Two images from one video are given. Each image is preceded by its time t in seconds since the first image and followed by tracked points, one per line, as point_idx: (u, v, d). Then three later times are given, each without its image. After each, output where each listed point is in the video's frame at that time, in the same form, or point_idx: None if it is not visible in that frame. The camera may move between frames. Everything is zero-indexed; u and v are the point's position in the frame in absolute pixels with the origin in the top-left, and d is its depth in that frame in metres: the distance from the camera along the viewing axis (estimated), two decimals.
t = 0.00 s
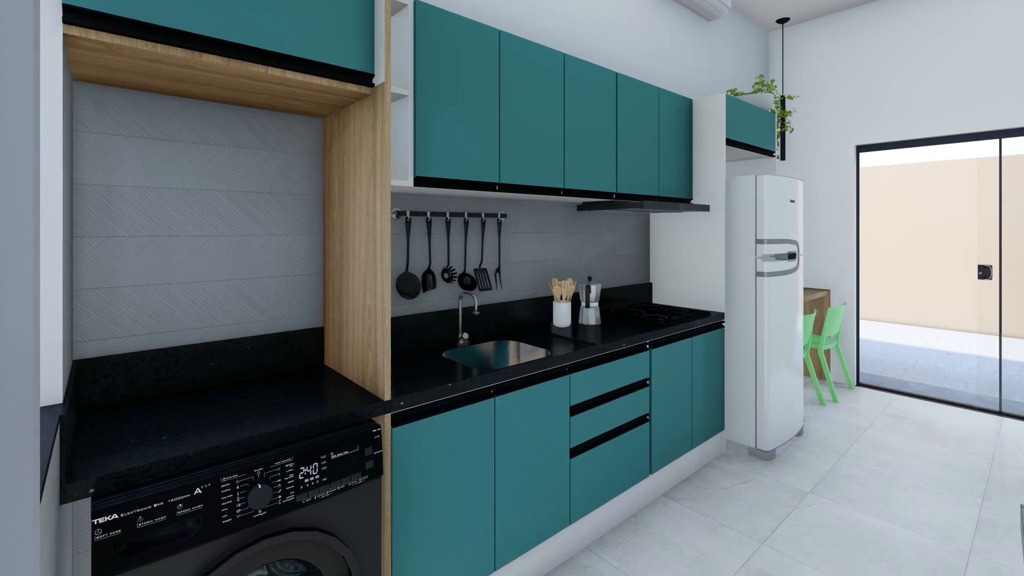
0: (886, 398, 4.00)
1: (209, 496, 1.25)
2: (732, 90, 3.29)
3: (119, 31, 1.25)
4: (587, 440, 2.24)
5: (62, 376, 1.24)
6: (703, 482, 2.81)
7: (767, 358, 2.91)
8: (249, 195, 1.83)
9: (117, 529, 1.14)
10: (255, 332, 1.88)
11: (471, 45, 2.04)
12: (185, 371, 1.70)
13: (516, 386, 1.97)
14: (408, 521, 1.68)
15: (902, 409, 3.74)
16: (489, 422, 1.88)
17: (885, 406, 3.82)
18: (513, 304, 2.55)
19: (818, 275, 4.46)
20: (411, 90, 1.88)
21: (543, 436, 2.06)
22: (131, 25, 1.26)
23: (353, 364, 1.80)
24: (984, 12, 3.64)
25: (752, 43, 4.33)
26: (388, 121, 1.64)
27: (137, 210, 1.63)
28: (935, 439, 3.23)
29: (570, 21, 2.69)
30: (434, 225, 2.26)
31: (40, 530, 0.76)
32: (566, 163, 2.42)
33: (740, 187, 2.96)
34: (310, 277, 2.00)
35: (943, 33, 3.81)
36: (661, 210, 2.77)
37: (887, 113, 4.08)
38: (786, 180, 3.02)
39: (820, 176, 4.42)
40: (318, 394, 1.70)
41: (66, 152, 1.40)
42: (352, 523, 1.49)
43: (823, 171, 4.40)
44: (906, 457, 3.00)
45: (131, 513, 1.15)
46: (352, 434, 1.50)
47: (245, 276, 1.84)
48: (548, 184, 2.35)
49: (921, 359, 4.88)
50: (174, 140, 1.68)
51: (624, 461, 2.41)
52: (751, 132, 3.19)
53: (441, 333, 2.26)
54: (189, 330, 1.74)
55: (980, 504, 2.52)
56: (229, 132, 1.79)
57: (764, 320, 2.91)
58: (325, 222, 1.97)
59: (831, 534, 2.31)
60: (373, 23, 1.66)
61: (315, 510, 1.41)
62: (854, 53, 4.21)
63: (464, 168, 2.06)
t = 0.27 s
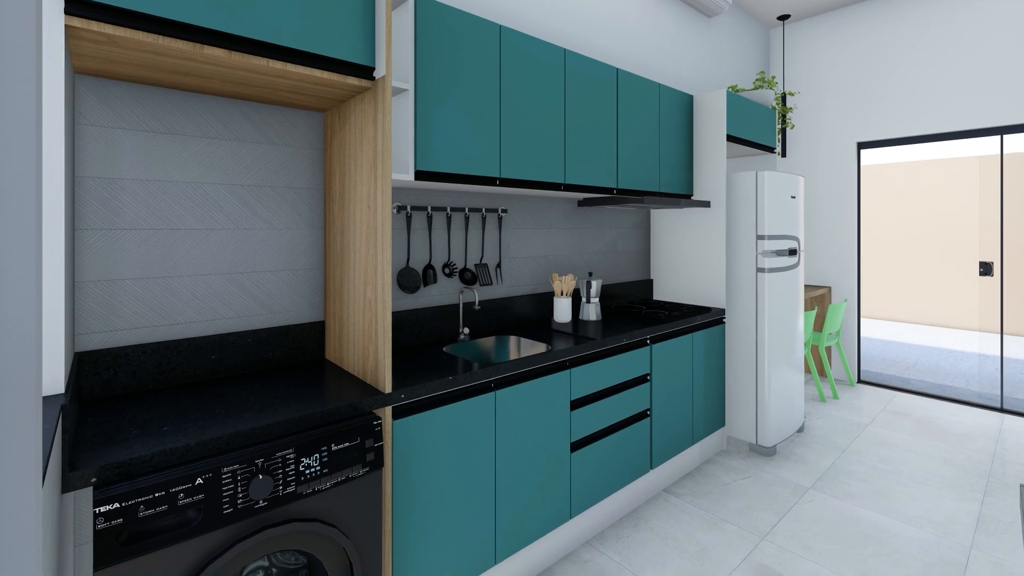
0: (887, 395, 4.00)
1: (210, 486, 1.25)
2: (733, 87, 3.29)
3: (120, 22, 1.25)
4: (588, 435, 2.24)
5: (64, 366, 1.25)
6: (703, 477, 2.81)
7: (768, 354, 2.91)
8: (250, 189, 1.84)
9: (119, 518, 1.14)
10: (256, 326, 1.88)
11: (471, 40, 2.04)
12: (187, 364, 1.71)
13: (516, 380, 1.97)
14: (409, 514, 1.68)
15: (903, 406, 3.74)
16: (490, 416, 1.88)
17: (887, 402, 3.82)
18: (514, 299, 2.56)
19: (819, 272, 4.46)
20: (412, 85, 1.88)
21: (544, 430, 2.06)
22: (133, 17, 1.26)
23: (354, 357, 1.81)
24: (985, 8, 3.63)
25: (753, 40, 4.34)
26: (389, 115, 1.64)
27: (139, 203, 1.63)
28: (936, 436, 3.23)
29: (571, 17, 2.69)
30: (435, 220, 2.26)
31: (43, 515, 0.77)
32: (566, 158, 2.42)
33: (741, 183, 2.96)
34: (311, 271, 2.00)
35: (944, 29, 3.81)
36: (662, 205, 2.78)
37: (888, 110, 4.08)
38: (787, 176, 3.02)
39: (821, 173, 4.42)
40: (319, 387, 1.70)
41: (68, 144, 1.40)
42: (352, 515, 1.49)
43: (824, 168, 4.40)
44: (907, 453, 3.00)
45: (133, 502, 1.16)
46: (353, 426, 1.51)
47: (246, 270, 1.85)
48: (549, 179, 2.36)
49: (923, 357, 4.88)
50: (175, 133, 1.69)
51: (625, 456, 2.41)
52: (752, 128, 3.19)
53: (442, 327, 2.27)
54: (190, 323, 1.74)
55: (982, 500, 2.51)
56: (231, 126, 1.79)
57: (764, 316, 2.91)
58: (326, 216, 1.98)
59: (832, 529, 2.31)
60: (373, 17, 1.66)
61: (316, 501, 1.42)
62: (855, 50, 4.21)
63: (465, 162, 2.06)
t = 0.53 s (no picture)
0: (888, 392, 4.00)
1: (211, 476, 1.25)
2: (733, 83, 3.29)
3: (122, 14, 1.25)
4: (588, 430, 2.25)
5: (65, 356, 1.25)
6: (704, 473, 2.81)
7: (768, 350, 2.91)
8: (251, 183, 1.84)
9: (121, 507, 1.14)
10: (258, 320, 1.88)
11: (472, 34, 2.04)
12: (188, 357, 1.71)
13: (517, 373, 1.97)
14: (411, 507, 1.68)
15: (904, 403, 3.73)
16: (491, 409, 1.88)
17: (887, 399, 3.82)
18: (514, 294, 2.56)
19: (820, 269, 4.46)
20: (412, 79, 1.88)
21: (545, 425, 2.06)
22: (134, 8, 1.26)
23: (354, 351, 1.81)
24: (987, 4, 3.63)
25: (754, 37, 4.34)
26: (390, 108, 1.64)
27: (140, 196, 1.64)
28: (938, 432, 3.22)
29: (572, 12, 2.69)
30: (436, 215, 2.26)
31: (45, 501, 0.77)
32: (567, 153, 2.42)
33: (742, 179, 2.96)
34: (312, 265, 2.01)
35: (945, 25, 3.80)
36: (662, 201, 2.77)
37: (889, 107, 4.07)
38: (788, 172, 3.01)
39: (821, 170, 4.41)
40: (320, 380, 1.71)
41: (69, 136, 1.41)
42: (353, 507, 1.49)
43: (825, 165, 4.39)
44: (908, 450, 3.00)
45: (134, 491, 1.16)
46: (354, 418, 1.51)
47: (247, 263, 1.85)
48: (549, 174, 2.36)
49: (923, 355, 4.87)
50: (176, 126, 1.69)
51: (625, 451, 2.42)
52: (753, 124, 3.19)
53: (442, 322, 2.27)
54: (191, 316, 1.74)
55: (983, 496, 2.51)
56: (232, 119, 1.79)
57: (765, 311, 2.91)
58: (326, 210, 1.98)
59: (833, 525, 2.31)
60: (373, 10, 1.66)
61: (317, 492, 1.42)
62: (856, 46, 4.20)
63: (465, 157, 2.06)
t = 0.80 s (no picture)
0: (889, 389, 3.99)
1: (212, 466, 1.26)
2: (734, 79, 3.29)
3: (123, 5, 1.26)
4: (589, 425, 2.25)
5: (67, 346, 1.26)
6: (705, 468, 2.81)
7: (769, 346, 2.91)
8: (253, 177, 1.85)
9: (122, 497, 1.15)
10: (259, 313, 1.89)
11: (472, 29, 2.04)
12: (189, 350, 1.71)
13: (518, 367, 1.98)
14: (412, 500, 1.69)
15: (905, 400, 3.73)
16: (492, 403, 1.88)
17: (888, 396, 3.81)
18: (515, 290, 2.56)
19: (821, 266, 4.46)
20: (413, 73, 1.88)
21: (546, 419, 2.06)
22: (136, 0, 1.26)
23: (355, 344, 1.81)
24: None
25: (755, 34, 4.33)
26: (390, 101, 1.65)
27: (142, 189, 1.64)
28: (939, 429, 3.22)
29: (572, 8, 2.69)
30: (437, 209, 2.27)
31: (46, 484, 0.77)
32: (568, 148, 2.43)
33: (743, 175, 2.96)
34: (313, 259, 2.01)
35: (946, 21, 3.80)
36: (663, 196, 2.78)
37: (889, 103, 4.07)
38: (789, 168, 3.01)
39: (822, 167, 4.41)
40: (321, 373, 1.71)
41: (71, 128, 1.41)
42: (354, 498, 1.50)
43: (825, 162, 4.39)
44: (909, 446, 3.00)
45: (136, 481, 1.16)
46: (354, 410, 1.51)
47: (248, 257, 1.85)
48: (550, 169, 2.36)
49: (924, 352, 4.87)
50: (178, 120, 1.69)
51: (626, 446, 2.42)
52: (754, 120, 3.19)
53: (443, 317, 2.27)
54: (193, 309, 1.75)
55: (984, 491, 2.51)
56: (233, 113, 1.80)
57: (766, 307, 2.91)
58: (327, 204, 1.98)
59: (834, 520, 2.31)
60: (374, 3, 1.66)
61: (318, 484, 1.42)
62: (857, 43, 4.20)
63: (465, 151, 2.06)
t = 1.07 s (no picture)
0: (890, 386, 3.99)
1: (213, 456, 1.26)
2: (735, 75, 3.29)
3: None
4: (590, 419, 2.25)
5: (69, 337, 1.26)
6: (705, 464, 2.82)
7: (770, 341, 2.91)
8: (254, 171, 1.85)
9: (124, 486, 1.15)
10: (260, 307, 1.89)
11: (473, 23, 2.04)
12: (190, 343, 1.72)
13: (519, 361, 1.98)
14: (413, 493, 1.69)
15: (906, 397, 3.73)
16: (492, 397, 1.88)
17: (889, 393, 3.81)
18: (516, 285, 2.56)
19: (822, 263, 4.45)
20: (414, 67, 1.88)
21: (546, 413, 2.06)
22: None
23: (356, 338, 1.82)
24: None
25: (755, 31, 4.33)
26: (391, 94, 1.65)
27: (143, 182, 1.64)
28: (940, 425, 3.22)
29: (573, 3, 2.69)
30: (437, 204, 2.27)
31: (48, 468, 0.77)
32: (568, 143, 2.43)
33: (743, 171, 2.96)
34: (314, 253, 2.01)
35: (947, 18, 3.79)
36: (664, 192, 2.78)
37: (890, 100, 4.07)
38: (790, 164, 3.01)
39: (824, 164, 4.41)
40: (322, 366, 1.71)
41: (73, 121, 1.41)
42: (355, 490, 1.50)
43: (826, 159, 4.39)
44: (910, 442, 2.99)
45: (137, 470, 1.17)
46: (355, 402, 1.51)
47: (249, 250, 1.86)
48: (551, 164, 2.36)
49: (926, 350, 4.87)
50: (179, 113, 1.70)
51: (626, 441, 2.42)
52: (755, 116, 3.19)
53: (444, 311, 2.27)
54: (194, 302, 1.75)
55: (985, 487, 2.50)
56: (234, 107, 1.80)
57: (767, 303, 2.91)
58: (328, 198, 1.99)
59: (834, 515, 2.31)
60: None
61: (319, 475, 1.43)
62: (858, 40, 4.20)
63: (466, 146, 2.06)
